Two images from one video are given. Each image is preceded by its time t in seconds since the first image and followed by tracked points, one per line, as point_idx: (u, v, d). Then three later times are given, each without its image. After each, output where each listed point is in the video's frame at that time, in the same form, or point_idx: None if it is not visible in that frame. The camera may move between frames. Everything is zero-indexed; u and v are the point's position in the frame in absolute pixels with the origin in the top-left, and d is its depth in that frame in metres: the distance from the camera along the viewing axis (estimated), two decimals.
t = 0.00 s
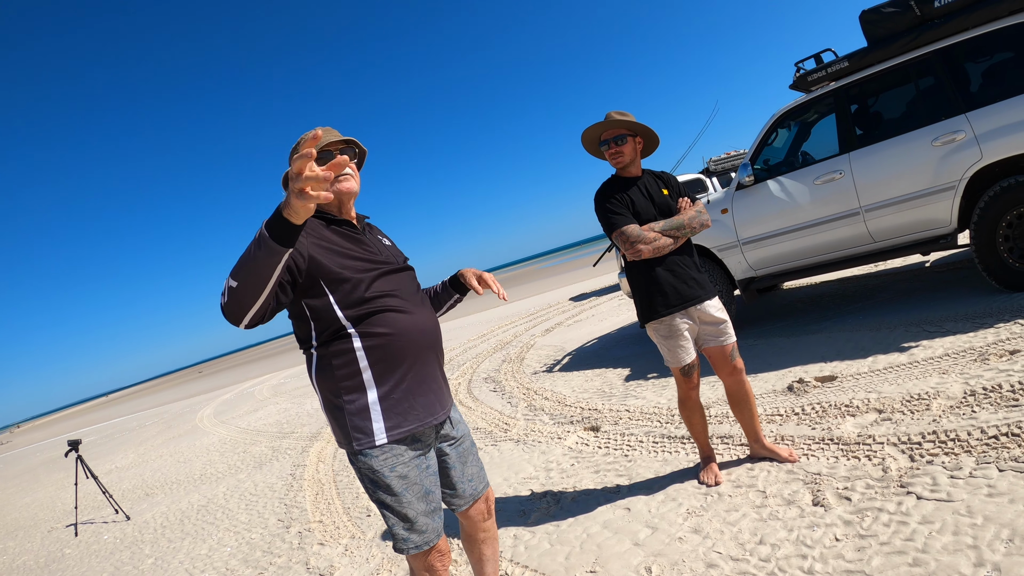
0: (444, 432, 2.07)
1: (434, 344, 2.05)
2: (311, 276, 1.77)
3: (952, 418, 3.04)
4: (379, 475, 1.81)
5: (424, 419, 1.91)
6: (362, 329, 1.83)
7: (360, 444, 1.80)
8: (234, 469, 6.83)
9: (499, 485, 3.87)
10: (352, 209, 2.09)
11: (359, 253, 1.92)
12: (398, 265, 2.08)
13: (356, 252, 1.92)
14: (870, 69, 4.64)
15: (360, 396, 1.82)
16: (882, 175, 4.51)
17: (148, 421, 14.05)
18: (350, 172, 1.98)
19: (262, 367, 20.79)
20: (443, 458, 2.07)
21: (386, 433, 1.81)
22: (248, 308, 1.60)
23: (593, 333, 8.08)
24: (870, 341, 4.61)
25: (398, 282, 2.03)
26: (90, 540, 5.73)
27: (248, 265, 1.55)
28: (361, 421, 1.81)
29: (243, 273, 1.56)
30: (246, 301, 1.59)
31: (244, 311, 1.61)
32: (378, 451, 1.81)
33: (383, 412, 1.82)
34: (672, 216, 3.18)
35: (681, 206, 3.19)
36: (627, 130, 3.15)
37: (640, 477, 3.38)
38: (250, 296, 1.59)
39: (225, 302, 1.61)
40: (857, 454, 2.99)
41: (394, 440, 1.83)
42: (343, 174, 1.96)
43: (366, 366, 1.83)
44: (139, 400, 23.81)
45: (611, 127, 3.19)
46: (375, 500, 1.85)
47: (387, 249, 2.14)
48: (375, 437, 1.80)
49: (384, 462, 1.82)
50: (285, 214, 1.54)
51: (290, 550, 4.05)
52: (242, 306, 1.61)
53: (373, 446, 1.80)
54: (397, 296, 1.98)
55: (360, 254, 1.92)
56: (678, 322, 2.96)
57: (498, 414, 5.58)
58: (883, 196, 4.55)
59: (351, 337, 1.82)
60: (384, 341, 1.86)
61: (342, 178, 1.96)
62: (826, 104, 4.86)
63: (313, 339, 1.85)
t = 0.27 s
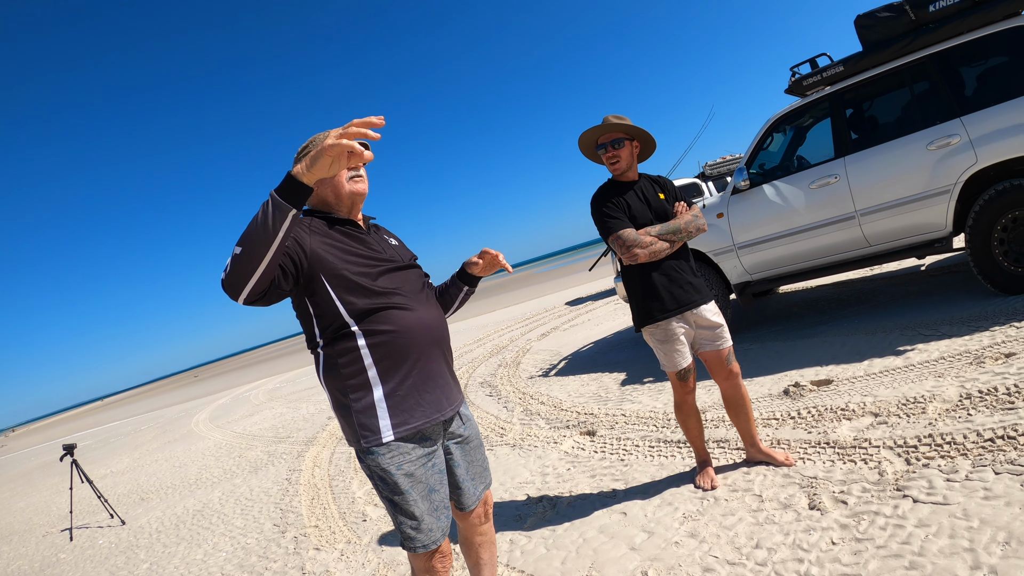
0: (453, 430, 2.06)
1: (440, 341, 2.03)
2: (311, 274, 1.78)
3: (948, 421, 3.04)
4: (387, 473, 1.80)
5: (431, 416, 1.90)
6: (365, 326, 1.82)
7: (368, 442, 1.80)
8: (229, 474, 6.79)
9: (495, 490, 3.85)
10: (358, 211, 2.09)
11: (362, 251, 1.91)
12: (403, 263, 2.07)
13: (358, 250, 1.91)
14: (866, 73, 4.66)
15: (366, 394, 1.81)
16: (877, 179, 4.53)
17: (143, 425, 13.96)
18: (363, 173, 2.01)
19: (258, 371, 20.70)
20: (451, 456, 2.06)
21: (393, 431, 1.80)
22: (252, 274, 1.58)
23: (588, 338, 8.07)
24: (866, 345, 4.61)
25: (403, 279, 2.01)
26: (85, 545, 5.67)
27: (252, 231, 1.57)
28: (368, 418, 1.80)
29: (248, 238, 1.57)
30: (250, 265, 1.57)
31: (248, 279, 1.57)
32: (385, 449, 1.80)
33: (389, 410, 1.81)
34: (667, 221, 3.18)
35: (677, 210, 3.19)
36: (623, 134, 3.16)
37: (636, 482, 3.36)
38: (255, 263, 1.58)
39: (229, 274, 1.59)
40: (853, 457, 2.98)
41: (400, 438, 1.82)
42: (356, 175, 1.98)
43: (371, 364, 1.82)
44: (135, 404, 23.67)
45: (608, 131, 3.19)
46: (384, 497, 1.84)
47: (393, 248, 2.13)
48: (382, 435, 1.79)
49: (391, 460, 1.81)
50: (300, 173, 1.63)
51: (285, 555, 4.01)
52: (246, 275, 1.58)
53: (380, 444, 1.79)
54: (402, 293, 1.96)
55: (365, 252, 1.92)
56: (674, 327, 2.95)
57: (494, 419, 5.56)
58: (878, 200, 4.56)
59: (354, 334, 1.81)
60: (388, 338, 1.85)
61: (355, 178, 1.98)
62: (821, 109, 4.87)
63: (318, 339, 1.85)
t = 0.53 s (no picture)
0: (448, 437, 2.04)
1: (434, 349, 2.02)
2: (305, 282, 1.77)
3: (940, 427, 3.04)
4: (382, 480, 1.79)
5: (427, 423, 1.88)
6: (360, 335, 1.80)
7: (363, 449, 1.78)
8: (220, 481, 6.71)
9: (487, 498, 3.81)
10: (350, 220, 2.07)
11: (356, 260, 1.89)
12: (396, 271, 2.05)
13: (352, 258, 1.89)
14: (857, 81, 4.69)
15: (360, 402, 1.79)
16: (868, 186, 4.56)
17: (133, 432, 13.79)
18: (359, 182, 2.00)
19: (249, 378, 20.53)
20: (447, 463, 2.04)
21: (388, 438, 1.78)
22: (271, 274, 1.61)
23: (581, 345, 8.06)
24: (858, 352, 4.61)
25: (396, 287, 1.99)
26: (74, 552, 5.58)
27: (279, 231, 1.62)
28: (363, 426, 1.78)
29: (275, 237, 1.61)
30: (271, 267, 1.60)
31: (267, 279, 1.61)
32: (380, 457, 1.78)
33: (384, 417, 1.79)
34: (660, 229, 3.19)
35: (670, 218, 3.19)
36: (617, 141, 3.16)
37: (628, 489, 3.34)
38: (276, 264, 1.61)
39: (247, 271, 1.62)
40: (845, 464, 2.97)
41: (395, 445, 1.80)
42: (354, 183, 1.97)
43: (366, 372, 1.80)
44: (125, 411, 23.40)
45: (601, 138, 3.19)
46: (381, 505, 1.83)
47: (386, 256, 2.11)
48: (377, 442, 1.77)
49: (387, 467, 1.79)
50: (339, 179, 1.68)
51: (276, 563, 3.95)
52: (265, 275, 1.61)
53: (376, 451, 1.77)
54: (396, 301, 1.94)
55: (358, 259, 1.91)
56: (667, 334, 2.95)
57: (486, 426, 5.53)
58: (869, 208, 4.59)
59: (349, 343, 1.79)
60: (383, 346, 1.83)
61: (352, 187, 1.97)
62: (812, 117, 4.91)
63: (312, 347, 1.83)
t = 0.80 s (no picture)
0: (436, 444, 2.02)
1: (422, 355, 2.01)
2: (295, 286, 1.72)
3: (930, 434, 3.04)
4: (378, 490, 1.75)
5: (419, 429, 1.86)
6: (351, 340, 1.78)
7: (357, 459, 1.73)
8: (209, 488, 6.61)
9: (477, 505, 3.77)
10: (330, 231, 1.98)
11: (344, 265, 1.87)
12: (382, 277, 2.03)
13: (340, 264, 1.86)
14: (847, 91, 4.73)
15: (352, 410, 1.76)
16: (858, 196, 4.59)
17: (120, 437, 13.62)
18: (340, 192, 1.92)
19: (238, 384, 20.36)
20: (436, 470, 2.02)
21: (382, 446, 1.75)
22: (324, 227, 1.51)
23: (571, 353, 8.05)
24: (848, 360, 4.62)
25: (383, 293, 1.98)
26: (61, 558, 5.47)
27: (330, 180, 1.48)
28: (355, 435, 1.74)
29: (327, 185, 1.47)
30: (324, 223, 1.50)
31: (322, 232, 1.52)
32: (374, 466, 1.74)
33: (377, 425, 1.77)
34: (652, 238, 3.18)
35: (662, 227, 3.18)
36: (609, 150, 3.16)
37: (619, 497, 3.32)
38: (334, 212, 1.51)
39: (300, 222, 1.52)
40: (836, 472, 2.96)
41: (389, 453, 1.77)
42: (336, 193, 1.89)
43: (357, 379, 1.77)
44: (112, 416, 23.08)
45: (593, 146, 3.20)
46: (376, 516, 1.79)
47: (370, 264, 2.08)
48: (371, 451, 1.74)
49: (382, 476, 1.75)
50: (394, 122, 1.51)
51: (264, 571, 3.89)
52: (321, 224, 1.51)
53: (370, 460, 1.73)
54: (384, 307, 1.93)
55: (346, 265, 1.88)
56: (658, 342, 2.94)
57: (476, 434, 5.50)
58: (859, 218, 4.61)
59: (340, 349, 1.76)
60: (374, 352, 1.81)
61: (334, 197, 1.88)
62: (802, 127, 4.95)
63: (300, 354, 1.79)
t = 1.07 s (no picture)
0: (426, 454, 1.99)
1: (410, 363, 1.98)
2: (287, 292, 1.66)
3: (921, 444, 3.03)
4: (373, 504, 1.71)
5: (412, 439, 1.83)
6: (343, 348, 1.74)
7: (350, 473, 1.68)
8: (194, 494, 6.49)
9: (466, 515, 3.72)
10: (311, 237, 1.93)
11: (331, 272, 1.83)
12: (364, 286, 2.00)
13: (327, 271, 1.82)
14: (838, 102, 4.77)
15: (345, 421, 1.71)
16: (849, 206, 4.61)
17: (105, 442, 13.40)
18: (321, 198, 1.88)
19: (224, 389, 20.12)
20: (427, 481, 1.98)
21: (377, 458, 1.71)
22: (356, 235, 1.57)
23: (559, 361, 8.02)
24: (838, 370, 4.62)
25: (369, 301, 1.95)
26: (43, 565, 5.34)
27: (366, 187, 1.58)
28: (348, 448, 1.69)
29: (363, 191, 1.58)
30: (365, 222, 1.57)
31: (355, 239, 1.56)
32: (368, 479, 1.70)
33: (371, 436, 1.72)
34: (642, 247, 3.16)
35: (653, 236, 3.16)
36: (602, 158, 3.15)
37: (609, 507, 3.28)
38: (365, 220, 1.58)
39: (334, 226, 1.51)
40: (827, 482, 2.95)
41: (383, 465, 1.73)
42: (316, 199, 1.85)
43: (349, 389, 1.73)
44: (96, 420, 22.73)
45: (585, 154, 3.18)
46: (370, 531, 1.74)
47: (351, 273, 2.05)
48: (365, 464, 1.69)
49: (377, 490, 1.71)
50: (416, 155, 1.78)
51: None
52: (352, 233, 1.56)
53: (364, 474, 1.69)
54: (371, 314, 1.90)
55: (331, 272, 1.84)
56: (650, 351, 2.92)
57: (464, 442, 5.44)
58: (850, 228, 4.63)
59: (331, 357, 1.72)
60: (366, 360, 1.78)
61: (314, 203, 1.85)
62: (793, 137, 4.98)
63: (288, 364, 1.72)
